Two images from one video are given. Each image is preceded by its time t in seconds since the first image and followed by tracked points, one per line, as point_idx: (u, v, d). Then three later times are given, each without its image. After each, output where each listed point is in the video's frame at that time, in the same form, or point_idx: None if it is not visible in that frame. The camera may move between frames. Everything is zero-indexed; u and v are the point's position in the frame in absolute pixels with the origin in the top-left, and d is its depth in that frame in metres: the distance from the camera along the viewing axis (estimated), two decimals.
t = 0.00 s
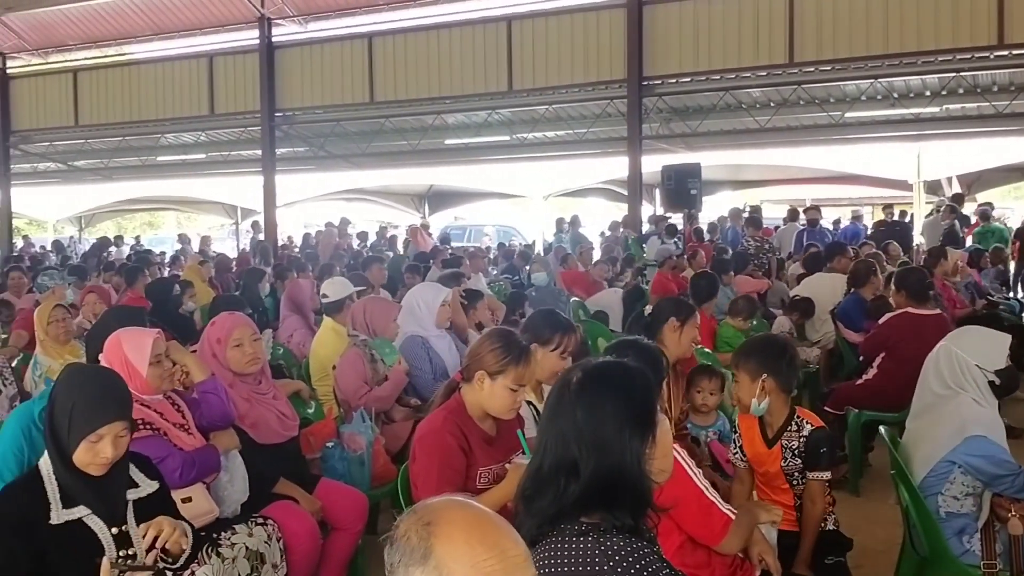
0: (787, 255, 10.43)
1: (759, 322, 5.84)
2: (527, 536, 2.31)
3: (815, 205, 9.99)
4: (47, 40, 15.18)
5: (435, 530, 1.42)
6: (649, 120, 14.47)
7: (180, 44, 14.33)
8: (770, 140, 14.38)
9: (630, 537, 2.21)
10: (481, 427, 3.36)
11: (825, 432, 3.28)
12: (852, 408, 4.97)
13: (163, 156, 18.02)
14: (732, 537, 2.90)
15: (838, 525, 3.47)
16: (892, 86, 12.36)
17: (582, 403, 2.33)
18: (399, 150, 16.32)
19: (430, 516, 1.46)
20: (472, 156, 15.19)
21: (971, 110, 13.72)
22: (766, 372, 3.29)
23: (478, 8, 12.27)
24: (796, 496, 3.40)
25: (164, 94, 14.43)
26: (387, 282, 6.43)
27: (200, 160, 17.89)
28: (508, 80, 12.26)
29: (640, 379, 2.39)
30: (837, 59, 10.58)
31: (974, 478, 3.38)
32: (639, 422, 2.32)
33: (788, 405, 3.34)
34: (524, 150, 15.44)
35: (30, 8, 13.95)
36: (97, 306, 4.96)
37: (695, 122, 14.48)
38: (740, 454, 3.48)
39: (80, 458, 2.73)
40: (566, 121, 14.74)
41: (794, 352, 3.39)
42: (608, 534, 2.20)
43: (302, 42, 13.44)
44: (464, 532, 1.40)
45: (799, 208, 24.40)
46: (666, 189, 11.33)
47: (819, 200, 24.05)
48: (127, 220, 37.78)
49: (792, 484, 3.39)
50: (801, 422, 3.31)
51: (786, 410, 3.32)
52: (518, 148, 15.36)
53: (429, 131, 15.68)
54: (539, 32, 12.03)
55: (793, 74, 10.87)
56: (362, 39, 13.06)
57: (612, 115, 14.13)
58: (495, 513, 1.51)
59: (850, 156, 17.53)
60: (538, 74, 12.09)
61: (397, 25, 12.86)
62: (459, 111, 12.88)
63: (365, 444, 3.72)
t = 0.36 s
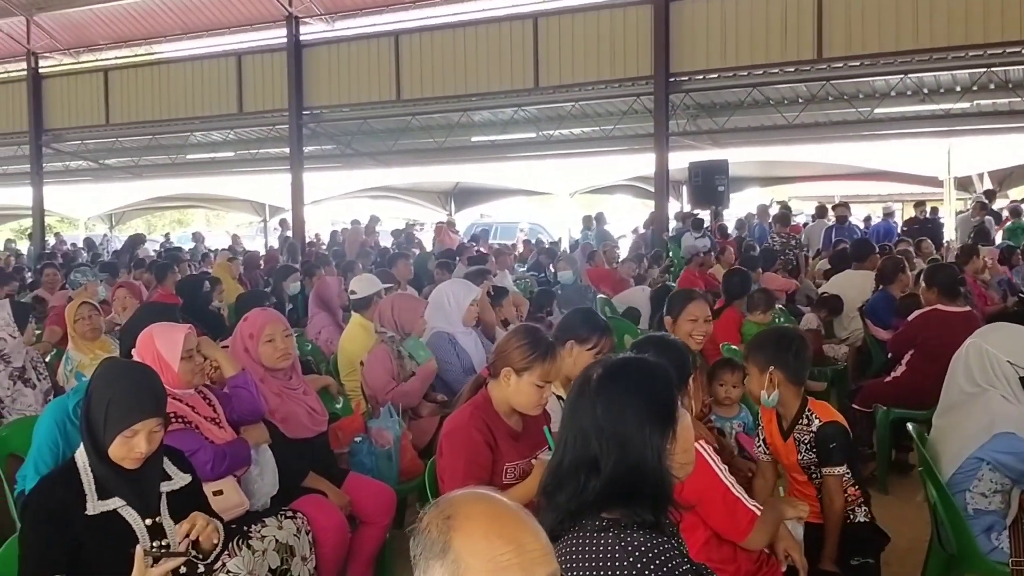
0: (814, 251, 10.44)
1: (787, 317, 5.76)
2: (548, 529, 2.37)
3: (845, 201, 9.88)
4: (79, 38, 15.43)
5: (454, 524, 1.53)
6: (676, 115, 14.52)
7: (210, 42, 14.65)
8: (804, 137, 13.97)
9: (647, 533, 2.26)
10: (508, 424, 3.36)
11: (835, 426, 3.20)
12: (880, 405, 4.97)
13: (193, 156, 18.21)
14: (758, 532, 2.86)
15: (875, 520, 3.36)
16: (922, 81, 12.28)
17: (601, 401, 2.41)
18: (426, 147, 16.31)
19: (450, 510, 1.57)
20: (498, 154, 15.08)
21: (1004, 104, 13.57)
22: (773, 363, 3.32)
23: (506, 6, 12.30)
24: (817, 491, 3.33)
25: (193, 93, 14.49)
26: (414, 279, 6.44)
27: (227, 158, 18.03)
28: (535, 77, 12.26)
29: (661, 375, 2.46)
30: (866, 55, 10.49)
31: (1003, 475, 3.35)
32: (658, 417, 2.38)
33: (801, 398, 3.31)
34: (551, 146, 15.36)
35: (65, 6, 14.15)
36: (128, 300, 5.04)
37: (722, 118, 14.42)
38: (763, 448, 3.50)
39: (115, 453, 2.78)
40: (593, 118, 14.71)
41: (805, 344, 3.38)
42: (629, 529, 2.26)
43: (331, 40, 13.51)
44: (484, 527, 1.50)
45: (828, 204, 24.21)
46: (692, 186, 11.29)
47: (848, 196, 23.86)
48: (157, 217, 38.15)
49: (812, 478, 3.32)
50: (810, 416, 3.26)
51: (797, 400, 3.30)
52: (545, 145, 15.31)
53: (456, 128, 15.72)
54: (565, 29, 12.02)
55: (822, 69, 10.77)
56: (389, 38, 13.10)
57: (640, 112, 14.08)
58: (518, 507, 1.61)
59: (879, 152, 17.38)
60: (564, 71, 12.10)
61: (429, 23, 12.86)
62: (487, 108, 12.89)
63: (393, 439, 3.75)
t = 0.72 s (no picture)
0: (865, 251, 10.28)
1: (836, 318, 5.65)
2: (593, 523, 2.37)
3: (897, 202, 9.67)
4: (134, 40, 15.39)
5: (499, 512, 1.51)
6: (726, 115, 14.39)
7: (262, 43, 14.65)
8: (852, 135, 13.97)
9: (693, 528, 2.25)
10: (554, 420, 3.29)
11: (869, 423, 3.06)
12: (931, 407, 4.87)
13: (243, 156, 18.40)
14: (803, 531, 2.77)
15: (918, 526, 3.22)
16: (976, 80, 12.01)
17: (648, 396, 2.37)
18: (472, 147, 16.11)
19: (494, 499, 1.55)
20: (547, 152, 14.86)
21: None
22: (813, 357, 3.17)
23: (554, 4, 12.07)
24: (855, 491, 3.18)
25: (241, 94, 14.38)
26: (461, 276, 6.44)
27: (276, 158, 18.17)
28: (582, 76, 11.97)
29: (710, 371, 2.42)
30: (920, 54, 10.11)
31: None
32: (705, 412, 2.34)
33: (838, 393, 3.16)
34: (600, 144, 15.08)
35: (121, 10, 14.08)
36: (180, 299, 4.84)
37: (771, 117, 14.20)
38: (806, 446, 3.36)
39: (172, 444, 2.82)
40: (642, 118, 14.48)
41: (845, 342, 3.23)
42: (675, 522, 2.25)
43: (381, 41, 13.31)
44: (529, 515, 1.48)
45: (880, 205, 23.69)
46: (741, 186, 11.15)
47: (901, 197, 23.34)
48: (208, 216, 38.72)
49: (847, 476, 3.17)
50: (845, 413, 3.10)
51: (835, 396, 3.15)
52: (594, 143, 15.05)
53: (502, 128, 15.56)
54: (612, 28, 11.74)
55: (874, 68, 10.44)
56: (436, 37, 12.88)
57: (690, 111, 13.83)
58: (563, 496, 1.58)
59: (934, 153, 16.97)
60: (612, 69, 11.79)
61: (482, 21, 12.62)
62: (534, 107, 12.65)
63: (439, 435, 3.77)
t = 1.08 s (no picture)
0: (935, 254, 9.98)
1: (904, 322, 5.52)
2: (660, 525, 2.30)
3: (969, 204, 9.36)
4: (202, 45, 15.15)
5: (571, 508, 1.56)
6: (790, 116, 14.04)
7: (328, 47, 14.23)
8: (919, 136, 13.62)
9: (763, 530, 2.16)
10: (618, 420, 3.22)
11: (950, 426, 2.97)
12: (1003, 413, 4.74)
13: (308, 157, 18.38)
14: (872, 537, 2.62)
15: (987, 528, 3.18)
16: None
17: (719, 398, 2.32)
18: (534, 149, 15.81)
19: (564, 497, 1.60)
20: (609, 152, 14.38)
21: None
22: (889, 358, 3.07)
23: (618, 6, 11.55)
24: (930, 497, 3.06)
25: (301, 96, 14.04)
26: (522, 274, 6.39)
27: (342, 160, 18.11)
28: (643, 77, 11.41)
29: (780, 372, 2.35)
30: (993, 52, 9.58)
31: None
32: (778, 414, 2.28)
33: (913, 396, 3.09)
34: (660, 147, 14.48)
35: (190, 10, 14.05)
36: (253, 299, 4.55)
37: (836, 117, 13.76)
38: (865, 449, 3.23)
39: (246, 440, 2.87)
40: (702, 118, 13.93)
41: (919, 345, 3.16)
42: (742, 525, 2.17)
43: (442, 44, 12.88)
44: (599, 514, 1.53)
45: (949, 206, 22.89)
46: (806, 188, 10.88)
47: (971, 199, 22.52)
48: (271, 219, 39.11)
49: (919, 481, 3.06)
50: (924, 417, 3.01)
51: (911, 400, 3.06)
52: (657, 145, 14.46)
53: (564, 130, 14.90)
54: (676, 28, 11.16)
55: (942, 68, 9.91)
56: (498, 40, 12.42)
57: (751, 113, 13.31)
58: (630, 493, 1.63)
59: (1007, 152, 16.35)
60: (672, 68, 11.23)
61: (555, 20, 12.05)
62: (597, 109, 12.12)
63: (502, 435, 3.77)
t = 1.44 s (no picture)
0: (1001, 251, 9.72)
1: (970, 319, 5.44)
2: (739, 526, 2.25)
3: None
4: (257, 52, 15.08)
5: (659, 509, 1.58)
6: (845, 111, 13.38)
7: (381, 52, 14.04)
8: (980, 129, 13.22)
9: (848, 531, 2.11)
10: (685, 420, 3.21)
11: None
12: None
13: (363, 163, 17.65)
14: (953, 538, 2.56)
15: None
16: None
17: (797, 398, 2.26)
18: (587, 150, 15.02)
19: (652, 498, 1.61)
20: (666, 149, 13.92)
21: None
22: (963, 356, 3.06)
23: (667, 4, 11.26)
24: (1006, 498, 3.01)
25: (363, 100, 13.87)
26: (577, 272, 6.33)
27: (395, 164, 17.51)
28: (698, 75, 11.10)
29: (859, 372, 2.30)
30: None
31: None
32: (858, 414, 2.23)
33: (988, 396, 3.05)
34: (716, 143, 13.91)
35: (247, 18, 14.05)
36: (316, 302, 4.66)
37: (895, 113, 13.36)
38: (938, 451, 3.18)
39: (320, 439, 2.92)
40: (757, 117, 13.07)
41: (994, 344, 3.13)
42: (825, 526, 2.12)
43: (494, 45, 12.66)
44: (689, 515, 1.55)
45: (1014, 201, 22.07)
46: (863, 183, 10.69)
47: None
48: (326, 221, 38.86)
49: (995, 481, 3.01)
50: (1000, 416, 2.97)
51: (986, 399, 3.03)
52: (714, 142, 13.90)
53: (616, 129, 14.20)
54: (729, 25, 10.85)
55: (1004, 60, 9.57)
56: (550, 41, 12.17)
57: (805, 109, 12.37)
58: (717, 494, 1.64)
59: None
60: (727, 66, 10.91)
61: (620, 18, 11.60)
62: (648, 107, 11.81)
63: (565, 436, 3.77)
